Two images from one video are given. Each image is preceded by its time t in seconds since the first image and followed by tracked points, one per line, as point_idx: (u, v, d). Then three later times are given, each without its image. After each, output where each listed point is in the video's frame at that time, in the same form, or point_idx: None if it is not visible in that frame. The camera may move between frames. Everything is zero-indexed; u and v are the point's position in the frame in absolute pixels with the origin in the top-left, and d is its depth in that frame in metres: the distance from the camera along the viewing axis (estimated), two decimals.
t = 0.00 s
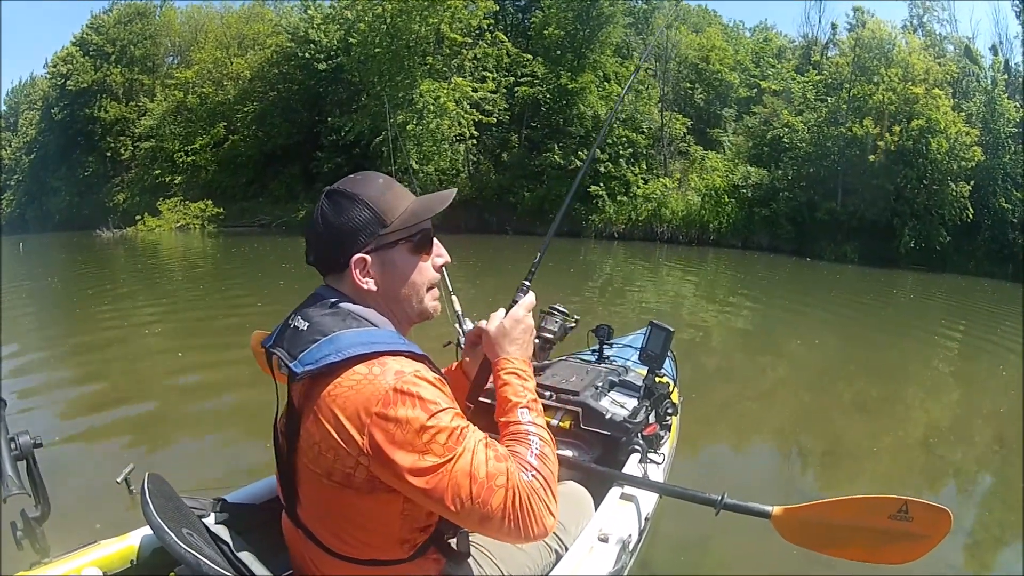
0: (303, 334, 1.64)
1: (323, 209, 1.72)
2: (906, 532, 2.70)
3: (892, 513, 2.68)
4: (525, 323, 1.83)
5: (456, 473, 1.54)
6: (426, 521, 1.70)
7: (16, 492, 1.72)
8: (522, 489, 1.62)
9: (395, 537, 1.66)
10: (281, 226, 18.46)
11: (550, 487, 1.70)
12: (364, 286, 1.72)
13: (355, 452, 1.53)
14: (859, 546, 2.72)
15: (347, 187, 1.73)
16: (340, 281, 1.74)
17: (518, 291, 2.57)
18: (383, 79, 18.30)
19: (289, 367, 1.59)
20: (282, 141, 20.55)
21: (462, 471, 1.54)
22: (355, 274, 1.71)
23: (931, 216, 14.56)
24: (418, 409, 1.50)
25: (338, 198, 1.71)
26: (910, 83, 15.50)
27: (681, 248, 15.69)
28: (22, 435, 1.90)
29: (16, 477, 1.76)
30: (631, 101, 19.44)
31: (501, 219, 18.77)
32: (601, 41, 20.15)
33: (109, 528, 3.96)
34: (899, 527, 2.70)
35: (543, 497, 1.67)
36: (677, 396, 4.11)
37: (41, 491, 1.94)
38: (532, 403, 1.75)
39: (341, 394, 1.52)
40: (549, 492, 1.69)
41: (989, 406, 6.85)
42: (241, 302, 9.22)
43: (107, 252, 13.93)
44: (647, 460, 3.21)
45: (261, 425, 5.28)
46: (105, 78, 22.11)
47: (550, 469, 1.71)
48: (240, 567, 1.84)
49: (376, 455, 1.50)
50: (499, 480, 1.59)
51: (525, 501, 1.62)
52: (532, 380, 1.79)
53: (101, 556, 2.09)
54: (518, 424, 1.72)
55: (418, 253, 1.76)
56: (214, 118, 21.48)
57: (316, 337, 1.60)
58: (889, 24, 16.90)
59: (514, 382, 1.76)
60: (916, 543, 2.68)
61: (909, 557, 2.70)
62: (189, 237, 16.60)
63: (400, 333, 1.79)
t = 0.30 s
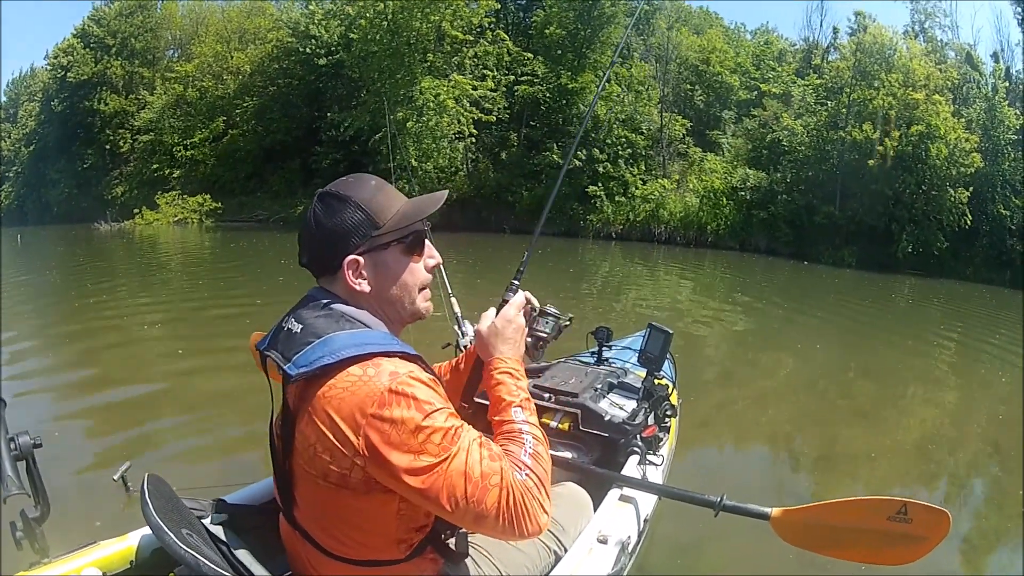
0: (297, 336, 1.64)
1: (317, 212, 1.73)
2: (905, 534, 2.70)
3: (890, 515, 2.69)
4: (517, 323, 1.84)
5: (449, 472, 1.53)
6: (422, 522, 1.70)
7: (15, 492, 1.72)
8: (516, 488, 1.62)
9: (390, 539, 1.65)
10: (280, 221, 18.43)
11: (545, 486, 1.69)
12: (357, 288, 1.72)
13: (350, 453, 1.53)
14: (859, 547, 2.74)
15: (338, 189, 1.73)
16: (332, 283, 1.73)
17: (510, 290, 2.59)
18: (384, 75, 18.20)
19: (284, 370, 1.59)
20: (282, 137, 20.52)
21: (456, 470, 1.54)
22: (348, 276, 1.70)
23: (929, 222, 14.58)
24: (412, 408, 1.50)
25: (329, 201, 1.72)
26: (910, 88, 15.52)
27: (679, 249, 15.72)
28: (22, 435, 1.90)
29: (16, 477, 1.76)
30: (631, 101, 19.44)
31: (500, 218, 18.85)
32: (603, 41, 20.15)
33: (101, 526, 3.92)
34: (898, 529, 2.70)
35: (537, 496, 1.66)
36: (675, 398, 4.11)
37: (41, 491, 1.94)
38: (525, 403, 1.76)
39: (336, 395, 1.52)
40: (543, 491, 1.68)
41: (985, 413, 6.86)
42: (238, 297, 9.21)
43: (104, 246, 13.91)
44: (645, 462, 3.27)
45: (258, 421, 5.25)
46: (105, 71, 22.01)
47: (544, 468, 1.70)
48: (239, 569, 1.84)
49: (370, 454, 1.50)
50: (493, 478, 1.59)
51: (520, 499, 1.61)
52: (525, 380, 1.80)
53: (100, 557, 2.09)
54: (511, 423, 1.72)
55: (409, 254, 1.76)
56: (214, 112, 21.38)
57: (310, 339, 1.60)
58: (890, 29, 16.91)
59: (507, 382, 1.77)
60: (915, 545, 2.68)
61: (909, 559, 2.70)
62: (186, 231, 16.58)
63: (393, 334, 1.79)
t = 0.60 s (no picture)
0: (295, 336, 1.64)
1: (313, 214, 1.73)
2: (904, 534, 2.71)
3: (890, 515, 2.70)
4: (514, 324, 1.83)
5: (445, 477, 1.53)
6: (420, 524, 1.69)
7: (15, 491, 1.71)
8: (511, 492, 1.62)
9: (388, 540, 1.65)
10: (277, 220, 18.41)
11: (541, 490, 1.69)
12: (354, 289, 1.72)
13: (347, 455, 1.52)
14: (857, 548, 2.74)
15: (334, 189, 1.73)
16: (330, 283, 1.74)
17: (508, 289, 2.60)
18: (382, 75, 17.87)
19: (281, 371, 1.59)
20: (280, 135, 20.48)
21: (452, 473, 1.54)
22: (344, 276, 1.70)
23: (927, 223, 14.60)
24: (409, 413, 1.50)
25: (326, 202, 1.72)
26: (909, 90, 15.54)
27: (676, 249, 15.75)
28: (22, 434, 1.89)
29: (16, 476, 1.75)
30: (629, 101, 19.47)
31: (497, 216, 18.85)
32: (602, 40, 20.18)
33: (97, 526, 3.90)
34: (897, 529, 2.71)
35: (533, 503, 1.66)
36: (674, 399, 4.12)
37: (40, 490, 1.94)
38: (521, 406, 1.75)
39: (333, 396, 1.52)
40: (539, 495, 1.68)
41: (982, 414, 6.87)
42: (237, 295, 9.20)
43: (102, 243, 13.90)
44: (646, 462, 3.25)
45: (257, 420, 5.24)
46: (104, 68, 22.00)
47: (540, 473, 1.70)
48: (239, 568, 1.84)
49: (368, 457, 1.50)
50: (488, 483, 1.58)
51: (514, 506, 1.61)
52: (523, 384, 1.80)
53: (100, 556, 2.08)
54: (507, 427, 1.72)
55: (407, 253, 1.76)
56: (212, 110, 21.34)
57: (308, 340, 1.60)
58: (889, 30, 16.92)
59: (504, 384, 1.77)
60: (915, 545, 2.70)
61: (909, 558, 2.71)
62: (184, 229, 16.56)
63: (391, 334, 1.78)
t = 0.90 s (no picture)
0: (291, 338, 1.64)
1: (309, 214, 1.73)
2: (905, 532, 2.71)
3: (891, 514, 2.69)
4: (509, 327, 1.84)
5: (442, 478, 1.53)
6: (417, 524, 1.70)
7: (15, 492, 1.71)
8: (508, 493, 1.62)
9: (385, 541, 1.65)
10: (276, 221, 18.41)
11: (537, 491, 1.70)
12: (350, 289, 1.71)
13: (344, 456, 1.52)
14: (859, 545, 2.74)
15: (330, 190, 1.73)
16: (326, 283, 1.73)
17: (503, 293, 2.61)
18: (380, 75, 18.06)
19: (278, 372, 1.59)
20: (279, 136, 20.46)
21: (449, 474, 1.54)
22: (341, 276, 1.70)
23: (925, 221, 14.60)
24: (406, 414, 1.50)
25: (322, 203, 1.71)
26: (907, 89, 15.54)
27: (676, 249, 15.75)
28: (22, 435, 1.89)
29: (16, 477, 1.75)
30: (627, 101, 19.51)
31: (496, 217, 18.81)
32: (600, 40, 20.18)
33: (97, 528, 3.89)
34: (898, 527, 2.71)
35: (529, 504, 1.66)
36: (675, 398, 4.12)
37: (41, 491, 1.93)
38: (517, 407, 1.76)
39: (330, 398, 1.52)
40: (536, 496, 1.69)
41: (981, 413, 6.87)
42: (236, 296, 9.20)
43: (101, 245, 13.89)
44: (646, 461, 3.26)
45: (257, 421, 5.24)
46: (102, 70, 21.98)
47: (536, 474, 1.70)
48: (239, 568, 1.83)
49: (365, 459, 1.50)
50: (485, 484, 1.59)
51: (511, 507, 1.62)
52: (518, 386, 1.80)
53: (101, 557, 2.08)
54: (503, 429, 1.72)
55: (403, 253, 1.76)
56: (210, 111, 21.34)
57: (305, 341, 1.60)
58: (887, 29, 16.93)
59: (499, 387, 1.77)
60: (915, 544, 2.69)
61: (909, 557, 2.71)
62: (183, 231, 16.55)
63: (387, 334, 1.78)
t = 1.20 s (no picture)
0: (298, 335, 1.64)
1: (319, 213, 1.73)
2: (906, 531, 2.71)
3: (892, 512, 2.70)
4: (535, 338, 1.86)
5: (444, 484, 1.53)
6: (417, 526, 1.69)
7: (15, 491, 1.71)
8: (508, 503, 1.61)
9: (383, 542, 1.65)
10: (276, 219, 18.39)
11: (538, 504, 1.68)
12: (359, 289, 1.72)
13: (347, 456, 1.52)
14: (856, 546, 2.75)
15: (341, 190, 1.73)
16: (334, 282, 1.74)
17: (534, 304, 2.64)
18: (379, 74, 18.18)
19: (284, 369, 1.59)
20: (278, 134, 20.44)
21: (450, 481, 1.53)
22: (350, 276, 1.70)
23: (925, 219, 14.53)
24: (411, 417, 1.50)
25: (333, 202, 1.71)
26: (907, 87, 15.51)
27: (676, 247, 15.76)
28: (22, 434, 1.89)
29: (16, 475, 1.75)
30: (627, 99, 19.52)
31: (495, 215, 18.77)
32: (600, 39, 20.14)
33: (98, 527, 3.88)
34: (899, 526, 2.71)
35: (529, 518, 1.65)
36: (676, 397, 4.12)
37: (41, 489, 1.93)
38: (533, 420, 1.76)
39: (336, 396, 1.52)
40: (536, 508, 1.67)
41: (982, 412, 6.85)
42: (237, 295, 9.20)
43: (102, 244, 13.88)
44: (647, 459, 3.25)
45: (258, 420, 5.23)
46: (102, 68, 21.95)
47: (540, 486, 1.69)
48: (240, 566, 1.84)
49: (368, 460, 1.50)
50: (486, 492, 1.58)
51: (510, 518, 1.61)
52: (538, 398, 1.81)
53: (101, 555, 2.08)
54: (514, 438, 1.72)
55: (412, 255, 1.76)
56: (210, 110, 21.32)
57: (312, 340, 1.60)
58: (887, 28, 16.92)
59: (517, 396, 1.78)
60: (916, 543, 2.70)
61: (908, 556, 2.72)
62: (183, 229, 16.54)
63: (395, 334, 1.78)
